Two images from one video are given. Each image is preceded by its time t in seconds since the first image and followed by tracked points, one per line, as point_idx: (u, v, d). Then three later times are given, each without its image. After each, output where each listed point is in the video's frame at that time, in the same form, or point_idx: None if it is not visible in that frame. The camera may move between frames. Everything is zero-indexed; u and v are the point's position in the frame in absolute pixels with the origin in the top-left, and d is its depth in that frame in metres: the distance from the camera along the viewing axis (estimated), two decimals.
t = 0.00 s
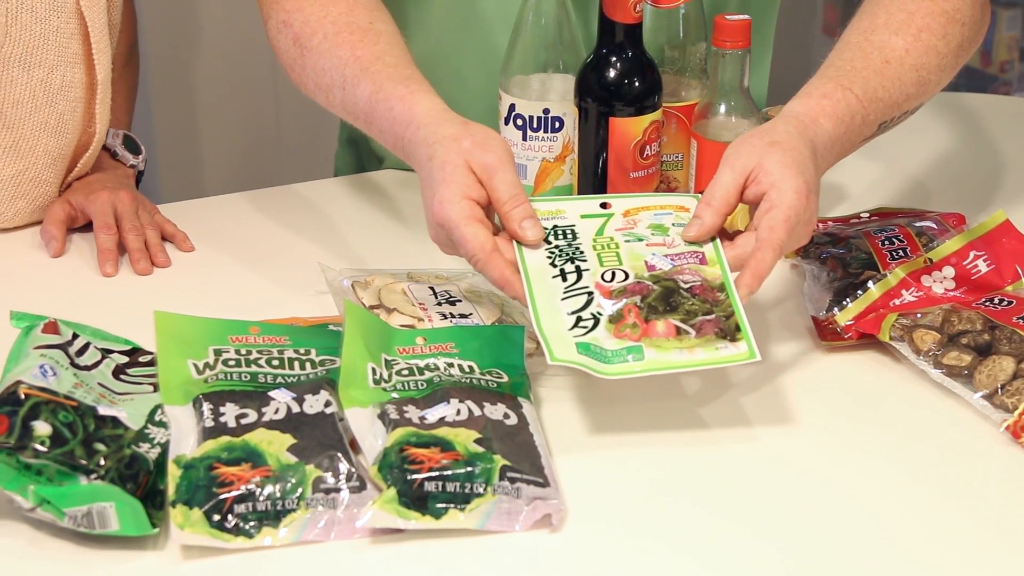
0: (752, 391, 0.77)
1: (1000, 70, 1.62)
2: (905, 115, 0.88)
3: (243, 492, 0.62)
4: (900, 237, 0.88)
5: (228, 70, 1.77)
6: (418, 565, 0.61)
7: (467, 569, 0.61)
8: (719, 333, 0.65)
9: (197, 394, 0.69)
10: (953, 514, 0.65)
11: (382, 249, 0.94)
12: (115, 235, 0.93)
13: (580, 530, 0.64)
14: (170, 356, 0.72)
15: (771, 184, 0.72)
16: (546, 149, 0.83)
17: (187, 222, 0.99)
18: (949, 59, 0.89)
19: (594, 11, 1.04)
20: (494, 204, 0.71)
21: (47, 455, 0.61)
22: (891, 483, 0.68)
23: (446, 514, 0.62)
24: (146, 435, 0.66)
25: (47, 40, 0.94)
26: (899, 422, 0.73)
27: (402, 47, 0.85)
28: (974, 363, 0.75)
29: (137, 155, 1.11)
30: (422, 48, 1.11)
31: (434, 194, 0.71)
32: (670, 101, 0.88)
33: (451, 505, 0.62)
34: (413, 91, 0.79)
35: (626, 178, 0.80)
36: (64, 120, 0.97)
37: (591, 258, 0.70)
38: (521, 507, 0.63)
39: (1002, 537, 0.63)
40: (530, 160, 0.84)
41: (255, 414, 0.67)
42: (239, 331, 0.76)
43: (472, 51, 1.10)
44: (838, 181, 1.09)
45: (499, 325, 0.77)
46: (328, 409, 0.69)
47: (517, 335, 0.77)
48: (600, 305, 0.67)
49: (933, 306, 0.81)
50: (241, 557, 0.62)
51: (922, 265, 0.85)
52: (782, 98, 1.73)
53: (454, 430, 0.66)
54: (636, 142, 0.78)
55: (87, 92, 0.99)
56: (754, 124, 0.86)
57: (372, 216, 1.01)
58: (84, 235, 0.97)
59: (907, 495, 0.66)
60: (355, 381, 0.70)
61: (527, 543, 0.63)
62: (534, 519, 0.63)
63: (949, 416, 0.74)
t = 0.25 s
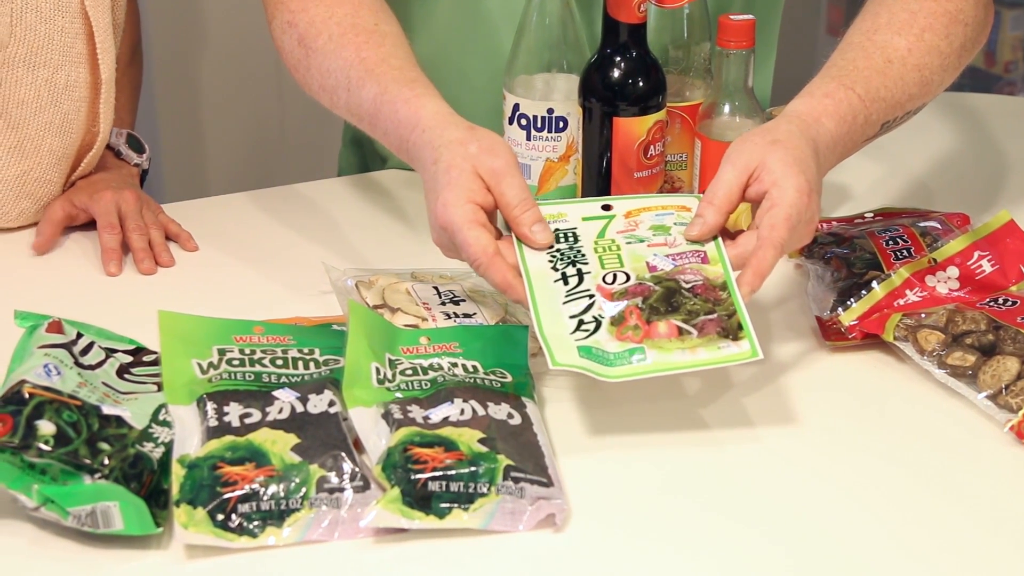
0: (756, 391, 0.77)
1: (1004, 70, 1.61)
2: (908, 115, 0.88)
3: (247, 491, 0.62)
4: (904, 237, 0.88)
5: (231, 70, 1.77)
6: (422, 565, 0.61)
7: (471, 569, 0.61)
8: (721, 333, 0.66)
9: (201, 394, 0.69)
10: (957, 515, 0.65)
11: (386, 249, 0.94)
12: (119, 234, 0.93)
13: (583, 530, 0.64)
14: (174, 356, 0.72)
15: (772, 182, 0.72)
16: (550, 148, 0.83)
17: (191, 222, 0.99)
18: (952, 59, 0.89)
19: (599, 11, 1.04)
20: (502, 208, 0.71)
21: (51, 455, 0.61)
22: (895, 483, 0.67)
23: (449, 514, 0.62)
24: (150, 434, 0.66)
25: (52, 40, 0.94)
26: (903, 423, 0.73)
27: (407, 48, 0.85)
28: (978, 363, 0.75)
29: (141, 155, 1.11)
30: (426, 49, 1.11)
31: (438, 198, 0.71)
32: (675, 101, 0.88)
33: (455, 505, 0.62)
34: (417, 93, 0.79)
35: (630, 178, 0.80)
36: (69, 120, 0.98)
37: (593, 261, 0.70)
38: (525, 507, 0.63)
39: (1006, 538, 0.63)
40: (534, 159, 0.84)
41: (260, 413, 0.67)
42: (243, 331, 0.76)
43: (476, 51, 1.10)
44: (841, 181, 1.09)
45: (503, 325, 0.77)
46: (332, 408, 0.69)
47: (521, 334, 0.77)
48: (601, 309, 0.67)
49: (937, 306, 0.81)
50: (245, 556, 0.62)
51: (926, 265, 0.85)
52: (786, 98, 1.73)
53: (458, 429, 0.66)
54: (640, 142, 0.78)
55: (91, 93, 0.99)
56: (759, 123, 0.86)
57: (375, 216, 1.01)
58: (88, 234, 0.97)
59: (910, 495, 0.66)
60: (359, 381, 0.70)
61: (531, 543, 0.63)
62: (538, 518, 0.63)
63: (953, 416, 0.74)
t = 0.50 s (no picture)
0: (759, 392, 0.77)
1: (1008, 70, 1.61)
2: (911, 115, 0.88)
3: (250, 491, 0.62)
4: (908, 237, 0.88)
5: (235, 70, 1.77)
6: (426, 564, 0.61)
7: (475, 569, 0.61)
8: (723, 329, 0.65)
9: (205, 394, 0.69)
10: (961, 515, 0.65)
11: (389, 249, 0.94)
12: (123, 234, 0.93)
13: (587, 529, 0.64)
14: (178, 355, 0.72)
15: (775, 179, 0.72)
16: (553, 148, 0.83)
17: (195, 222, 0.99)
18: (956, 58, 0.89)
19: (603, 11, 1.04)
20: (502, 214, 0.71)
21: (55, 454, 0.61)
22: (898, 483, 0.67)
23: (452, 514, 0.62)
24: (153, 434, 0.66)
25: (57, 40, 0.94)
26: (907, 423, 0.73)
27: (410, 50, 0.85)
28: (982, 363, 0.75)
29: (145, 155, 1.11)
30: (429, 49, 1.11)
31: (439, 202, 0.71)
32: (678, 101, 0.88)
33: (459, 505, 0.62)
34: (420, 97, 0.79)
35: (633, 178, 0.80)
36: (73, 120, 0.98)
37: (593, 265, 0.70)
38: (528, 507, 0.63)
39: (1010, 538, 0.63)
40: (537, 159, 0.84)
41: (263, 413, 0.67)
42: (246, 331, 0.76)
43: (479, 52, 1.10)
44: (845, 181, 1.09)
45: (505, 326, 0.77)
46: (335, 408, 0.69)
47: (524, 335, 0.77)
48: (602, 311, 0.67)
49: (940, 306, 0.81)
50: (249, 556, 0.62)
51: (929, 265, 0.85)
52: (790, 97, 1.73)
53: (461, 429, 0.66)
54: (643, 142, 0.78)
55: (95, 93, 0.99)
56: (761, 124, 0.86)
57: (379, 215, 1.01)
58: (91, 234, 0.97)
59: (914, 495, 0.66)
60: (362, 381, 0.70)
61: (534, 543, 0.63)
62: (541, 518, 0.63)
63: (957, 416, 0.74)
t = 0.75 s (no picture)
0: (762, 391, 0.77)
1: (1010, 69, 1.61)
2: (914, 116, 0.88)
3: (252, 491, 0.62)
4: (909, 237, 0.88)
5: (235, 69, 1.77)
6: (428, 564, 0.61)
7: (477, 568, 0.61)
8: (722, 322, 0.65)
9: (206, 393, 0.69)
10: (963, 515, 0.65)
11: (390, 248, 0.94)
12: (125, 233, 0.93)
13: (589, 529, 0.64)
14: (179, 354, 0.72)
15: (775, 177, 0.72)
16: (554, 148, 0.83)
17: (196, 221, 0.99)
18: (959, 58, 0.89)
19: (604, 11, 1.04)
20: (502, 216, 0.71)
21: (56, 453, 0.61)
22: (900, 483, 0.67)
23: (454, 513, 0.62)
24: (155, 433, 0.66)
25: (54, 39, 0.95)
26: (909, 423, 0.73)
27: (410, 50, 0.85)
28: (983, 363, 0.75)
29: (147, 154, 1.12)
30: (430, 49, 1.11)
31: (440, 202, 0.71)
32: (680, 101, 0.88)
33: (460, 504, 0.62)
34: (422, 97, 0.79)
35: (635, 177, 0.80)
36: (72, 118, 0.98)
37: (592, 264, 0.70)
38: (529, 506, 0.63)
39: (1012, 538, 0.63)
40: (538, 159, 0.84)
41: (264, 412, 0.67)
42: (247, 330, 0.76)
43: (480, 52, 1.10)
44: (847, 181, 1.09)
45: (505, 326, 0.77)
46: (336, 407, 0.69)
47: (525, 334, 0.77)
48: (602, 307, 0.67)
49: (942, 306, 0.81)
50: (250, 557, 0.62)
51: (931, 265, 0.85)
52: (791, 97, 1.73)
53: (462, 429, 0.66)
54: (644, 142, 0.78)
55: (94, 91, 0.99)
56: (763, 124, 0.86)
57: (380, 215, 1.01)
58: (92, 234, 0.97)
59: (916, 495, 0.66)
60: (364, 380, 0.70)
61: (536, 542, 0.63)
62: (542, 518, 0.63)
63: (959, 416, 0.74)
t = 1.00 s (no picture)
0: (768, 391, 0.77)
1: (1015, 69, 1.61)
2: (918, 112, 0.88)
3: (256, 490, 0.62)
4: (914, 237, 0.88)
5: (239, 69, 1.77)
6: (433, 564, 0.61)
7: (483, 568, 0.61)
8: (728, 302, 0.65)
9: (211, 392, 0.69)
10: (967, 515, 0.65)
11: (395, 248, 0.94)
12: (130, 233, 0.93)
13: (595, 528, 0.64)
14: (184, 352, 0.72)
15: (781, 167, 0.72)
16: (559, 147, 0.83)
17: (201, 220, 0.99)
18: (963, 56, 0.89)
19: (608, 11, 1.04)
20: (510, 207, 0.71)
21: (61, 452, 0.61)
22: (905, 482, 0.67)
23: (459, 512, 0.62)
24: (159, 433, 0.66)
25: (61, 35, 0.95)
26: (915, 423, 0.73)
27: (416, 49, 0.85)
28: (988, 363, 0.75)
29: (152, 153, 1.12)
30: (436, 48, 1.11)
31: (448, 190, 0.71)
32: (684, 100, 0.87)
33: (465, 503, 0.62)
34: (429, 96, 0.79)
35: (640, 177, 0.80)
36: (75, 114, 0.98)
37: (600, 254, 0.70)
38: (534, 506, 0.63)
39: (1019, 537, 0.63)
40: (543, 158, 0.84)
41: (269, 412, 0.67)
42: (252, 330, 0.76)
43: (485, 51, 1.10)
44: (851, 181, 1.09)
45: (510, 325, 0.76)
46: (341, 407, 0.69)
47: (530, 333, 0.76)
48: (607, 291, 0.67)
49: (947, 306, 0.81)
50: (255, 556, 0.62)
51: (936, 265, 0.85)
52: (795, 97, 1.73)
53: (467, 428, 0.66)
54: (649, 142, 0.78)
55: (96, 87, 0.99)
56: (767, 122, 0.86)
57: (384, 214, 1.01)
58: (97, 233, 0.97)
59: (922, 494, 0.66)
60: (368, 379, 0.71)
61: (541, 542, 0.63)
62: (547, 517, 0.63)
63: (964, 417, 0.74)
